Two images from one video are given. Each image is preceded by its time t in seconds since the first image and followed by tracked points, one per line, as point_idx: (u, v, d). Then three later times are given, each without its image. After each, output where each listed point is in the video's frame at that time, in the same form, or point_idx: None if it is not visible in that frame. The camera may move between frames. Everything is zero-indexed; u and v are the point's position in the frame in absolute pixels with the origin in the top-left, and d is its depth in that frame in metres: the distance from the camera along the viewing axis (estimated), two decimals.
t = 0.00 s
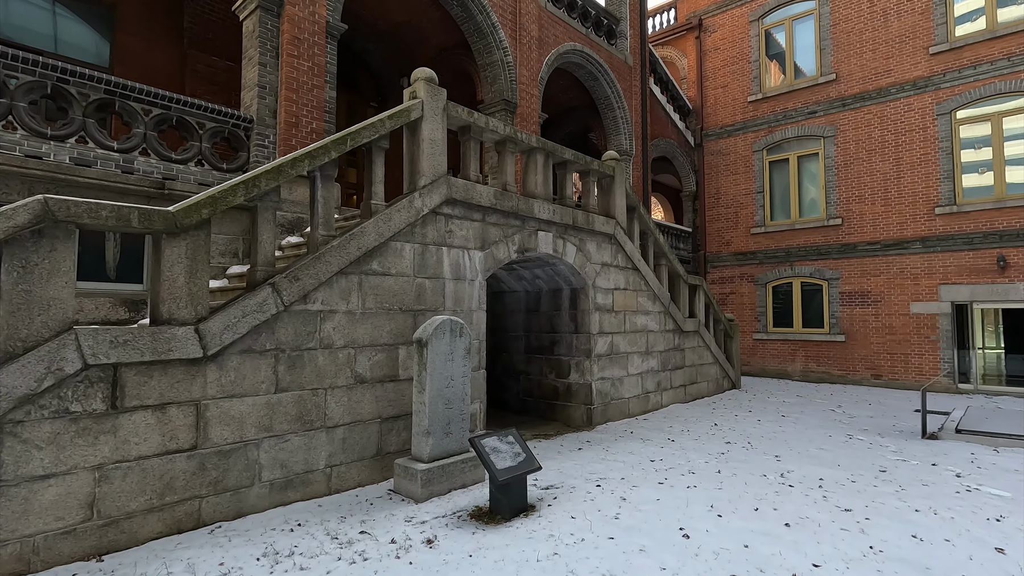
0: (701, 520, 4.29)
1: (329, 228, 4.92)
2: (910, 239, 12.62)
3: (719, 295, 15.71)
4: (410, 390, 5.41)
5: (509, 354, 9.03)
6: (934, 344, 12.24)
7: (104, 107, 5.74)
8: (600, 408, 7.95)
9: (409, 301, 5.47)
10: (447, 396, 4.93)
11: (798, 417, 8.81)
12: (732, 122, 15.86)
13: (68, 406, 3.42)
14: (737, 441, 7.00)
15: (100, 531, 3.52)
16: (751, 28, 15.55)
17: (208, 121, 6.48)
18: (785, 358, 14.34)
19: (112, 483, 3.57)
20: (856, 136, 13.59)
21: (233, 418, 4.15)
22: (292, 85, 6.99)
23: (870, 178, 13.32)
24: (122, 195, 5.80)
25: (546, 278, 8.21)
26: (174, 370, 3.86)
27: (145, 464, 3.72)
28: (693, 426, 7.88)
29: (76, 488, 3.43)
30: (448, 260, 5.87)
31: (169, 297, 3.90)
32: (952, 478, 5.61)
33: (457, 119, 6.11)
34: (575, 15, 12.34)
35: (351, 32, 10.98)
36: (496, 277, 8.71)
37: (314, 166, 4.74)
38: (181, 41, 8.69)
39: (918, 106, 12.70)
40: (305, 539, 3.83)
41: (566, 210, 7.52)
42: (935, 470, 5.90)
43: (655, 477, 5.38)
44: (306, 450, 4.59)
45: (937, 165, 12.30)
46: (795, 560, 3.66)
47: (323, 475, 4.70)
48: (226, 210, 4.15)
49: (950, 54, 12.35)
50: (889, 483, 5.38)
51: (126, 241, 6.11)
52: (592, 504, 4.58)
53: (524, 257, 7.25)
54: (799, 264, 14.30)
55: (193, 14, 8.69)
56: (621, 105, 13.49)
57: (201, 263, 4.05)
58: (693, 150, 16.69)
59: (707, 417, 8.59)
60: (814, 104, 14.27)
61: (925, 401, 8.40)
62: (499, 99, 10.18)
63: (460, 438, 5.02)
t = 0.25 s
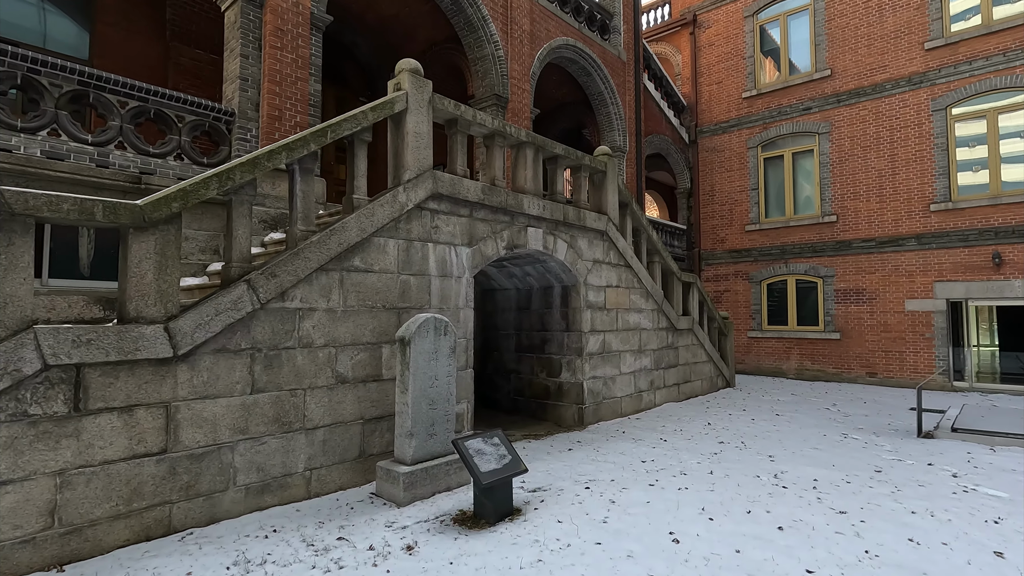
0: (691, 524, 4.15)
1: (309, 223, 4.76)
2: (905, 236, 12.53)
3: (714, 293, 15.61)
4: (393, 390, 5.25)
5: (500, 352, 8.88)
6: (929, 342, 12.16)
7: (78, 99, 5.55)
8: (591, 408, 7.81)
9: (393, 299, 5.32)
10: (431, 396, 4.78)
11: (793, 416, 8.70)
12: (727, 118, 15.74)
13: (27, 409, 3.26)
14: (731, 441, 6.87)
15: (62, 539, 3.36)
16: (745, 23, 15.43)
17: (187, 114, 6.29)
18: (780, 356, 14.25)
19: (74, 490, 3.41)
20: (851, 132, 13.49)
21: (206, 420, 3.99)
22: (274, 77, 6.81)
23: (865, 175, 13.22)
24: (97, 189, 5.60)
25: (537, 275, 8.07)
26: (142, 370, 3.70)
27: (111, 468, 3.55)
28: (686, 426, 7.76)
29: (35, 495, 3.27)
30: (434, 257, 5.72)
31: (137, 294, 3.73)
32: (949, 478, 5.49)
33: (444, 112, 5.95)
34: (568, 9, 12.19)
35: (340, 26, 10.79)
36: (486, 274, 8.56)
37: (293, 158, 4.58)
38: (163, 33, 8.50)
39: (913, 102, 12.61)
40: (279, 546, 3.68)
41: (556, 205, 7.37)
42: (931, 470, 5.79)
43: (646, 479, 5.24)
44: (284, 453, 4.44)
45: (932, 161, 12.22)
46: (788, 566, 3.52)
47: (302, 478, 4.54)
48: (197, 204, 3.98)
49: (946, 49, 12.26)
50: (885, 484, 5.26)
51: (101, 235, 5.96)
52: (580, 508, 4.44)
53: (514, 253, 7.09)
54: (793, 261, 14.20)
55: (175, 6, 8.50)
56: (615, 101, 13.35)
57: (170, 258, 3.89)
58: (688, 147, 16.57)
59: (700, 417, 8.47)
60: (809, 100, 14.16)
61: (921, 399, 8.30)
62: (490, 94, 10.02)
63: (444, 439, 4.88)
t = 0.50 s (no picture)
0: (675, 527, 4.00)
1: (281, 216, 4.58)
2: (900, 232, 12.41)
3: (708, 290, 15.48)
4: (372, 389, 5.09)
5: (488, 350, 8.72)
6: (924, 339, 12.06)
7: (46, 88, 5.37)
8: (580, 406, 7.66)
9: (371, 294, 5.15)
10: (409, 395, 4.62)
11: (785, 414, 8.57)
12: (721, 114, 15.60)
13: None
14: (721, 440, 6.74)
15: (12, 546, 3.19)
16: (740, 18, 15.27)
17: (161, 105, 6.09)
18: (774, 353, 14.13)
19: (25, 494, 3.24)
20: (846, 127, 13.35)
21: (169, 420, 3.82)
22: (253, 67, 6.62)
23: (859, 170, 13.10)
24: (66, 181, 5.41)
25: (525, 271, 7.91)
26: (100, 369, 3.53)
27: (66, 471, 3.39)
28: (676, 424, 7.62)
29: None
30: (415, 251, 5.55)
31: (94, 288, 3.56)
32: (942, 477, 5.36)
33: (425, 102, 5.78)
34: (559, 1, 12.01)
35: (326, 17, 10.59)
36: (474, 270, 8.40)
37: (263, 148, 4.40)
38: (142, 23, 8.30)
39: (908, 97, 12.47)
40: (244, 553, 3.52)
41: (544, 199, 7.21)
42: (924, 469, 5.66)
43: (632, 479, 5.10)
44: (255, 454, 4.27)
45: (927, 157, 12.09)
46: (774, 571, 3.38)
47: (274, 480, 4.38)
48: (160, 194, 3.81)
49: (941, 43, 12.12)
50: (877, 484, 5.13)
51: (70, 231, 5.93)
52: (561, 510, 4.29)
53: (500, 248, 6.93)
54: (787, 258, 14.08)
55: None
56: (607, 95, 13.18)
57: (131, 251, 3.72)
58: (682, 143, 16.42)
59: (691, 415, 8.33)
60: (804, 95, 14.02)
61: (915, 397, 8.17)
62: (479, 87, 9.84)
63: (423, 439, 4.72)
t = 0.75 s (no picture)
0: (658, 538, 3.86)
1: (252, 214, 4.42)
2: (895, 231, 12.28)
3: (703, 289, 15.33)
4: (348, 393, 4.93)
5: (476, 351, 8.55)
6: (919, 339, 11.93)
7: (12, 82, 5.15)
8: (568, 408, 7.51)
9: (348, 295, 4.99)
10: (385, 400, 4.47)
11: (778, 416, 8.43)
12: (716, 111, 15.45)
13: None
14: (711, 444, 6.60)
15: None
16: (734, 14, 15.12)
17: (135, 100, 5.88)
18: (769, 353, 14.00)
19: None
20: (841, 125, 13.21)
21: (129, 428, 3.66)
22: (230, 61, 6.45)
23: (855, 168, 12.96)
24: (33, 178, 5.22)
25: (512, 271, 7.75)
26: (53, 375, 3.37)
27: (16, 483, 3.23)
28: (666, 427, 7.47)
29: None
30: (395, 251, 5.39)
31: (47, 291, 3.39)
32: (935, 483, 5.22)
33: (406, 97, 5.61)
34: None
35: (312, 12, 10.42)
36: (461, 269, 8.23)
37: (232, 144, 4.24)
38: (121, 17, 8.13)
39: (904, 94, 12.34)
40: (204, 568, 3.36)
41: (531, 197, 7.05)
42: (917, 474, 5.53)
43: (616, 486, 4.95)
44: (223, 462, 4.11)
45: (923, 155, 11.96)
46: None
47: (243, 489, 4.22)
48: (119, 192, 3.64)
49: (937, 40, 11.99)
50: (868, 490, 4.99)
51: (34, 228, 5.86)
52: (541, 519, 4.14)
53: (485, 248, 6.77)
54: (782, 257, 13.94)
55: None
56: (600, 92, 13.02)
57: (87, 252, 3.56)
58: (676, 141, 16.27)
59: (683, 417, 8.19)
60: (799, 92, 13.88)
61: (909, 398, 8.04)
62: (468, 83, 9.68)
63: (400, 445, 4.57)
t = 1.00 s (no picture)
0: (647, 544, 3.73)
1: (230, 210, 4.28)
2: (894, 228, 12.15)
3: (700, 287, 15.21)
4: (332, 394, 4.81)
5: (468, 350, 8.42)
6: (918, 337, 11.82)
7: None
8: (561, 408, 7.39)
9: (332, 294, 4.86)
10: (369, 401, 4.34)
11: (774, 415, 8.31)
12: (713, 107, 15.31)
13: None
14: (705, 444, 6.49)
15: None
16: (732, 9, 14.97)
17: (116, 94, 5.72)
18: (766, 352, 13.89)
19: None
20: (839, 121, 13.07)
21: (99, 431, 3.54)
22: (214, 54, 6.31)
23: (853, 165, 12.83)
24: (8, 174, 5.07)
25: (504, 269, 7.62)
26: (17, 377, 3.24)
27: None
28: (661, 427, 7.35)
29: None
30: (381, 248, 5.26)
31: (11, 289, 3.26)
32: (934, 485, 5.11)
33: (392, 90, 5.47)
34: None
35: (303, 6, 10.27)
36: (452, 267, 8.10)
37: (208, 137, 4.11)
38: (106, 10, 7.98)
39: (903, 89, 12.20)
40: None
41: (522, 194, 6.91)
42: (916, 475, 5.41)
43: (607, 489, 4.83)
44: (199, 466, 3.98)
45: (922, 151, 11.83)
46: None
47: (220, 493, 4.09)
48: (87, 187, 3.50)
49: (937, 35, 11.85)
50: (865, 493, 4.87)
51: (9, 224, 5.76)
52: (527, 524, 4.02)
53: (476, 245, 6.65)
54: (780, 254, 13.81)
55: None
56: (596, 88, 12.88)
57: (54, 248, 3.42)
58: (673, 137, 16.14)
59: (678, 417, 8.08)
60: (797, 88, 13.74)
61: (907, 398, 7.91)
62: (461, 78, 9.53)
63: (384, 447, 4.44)
